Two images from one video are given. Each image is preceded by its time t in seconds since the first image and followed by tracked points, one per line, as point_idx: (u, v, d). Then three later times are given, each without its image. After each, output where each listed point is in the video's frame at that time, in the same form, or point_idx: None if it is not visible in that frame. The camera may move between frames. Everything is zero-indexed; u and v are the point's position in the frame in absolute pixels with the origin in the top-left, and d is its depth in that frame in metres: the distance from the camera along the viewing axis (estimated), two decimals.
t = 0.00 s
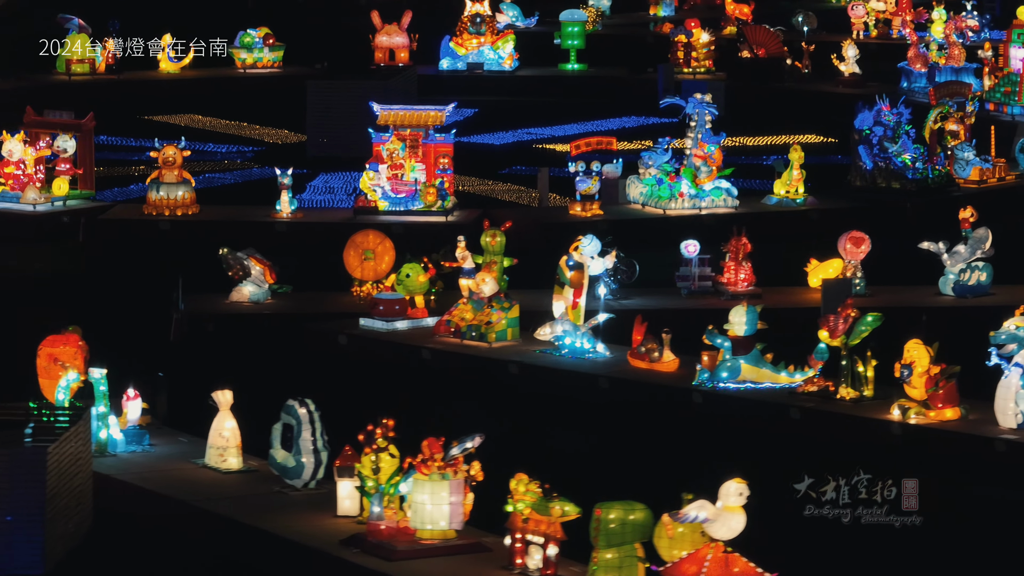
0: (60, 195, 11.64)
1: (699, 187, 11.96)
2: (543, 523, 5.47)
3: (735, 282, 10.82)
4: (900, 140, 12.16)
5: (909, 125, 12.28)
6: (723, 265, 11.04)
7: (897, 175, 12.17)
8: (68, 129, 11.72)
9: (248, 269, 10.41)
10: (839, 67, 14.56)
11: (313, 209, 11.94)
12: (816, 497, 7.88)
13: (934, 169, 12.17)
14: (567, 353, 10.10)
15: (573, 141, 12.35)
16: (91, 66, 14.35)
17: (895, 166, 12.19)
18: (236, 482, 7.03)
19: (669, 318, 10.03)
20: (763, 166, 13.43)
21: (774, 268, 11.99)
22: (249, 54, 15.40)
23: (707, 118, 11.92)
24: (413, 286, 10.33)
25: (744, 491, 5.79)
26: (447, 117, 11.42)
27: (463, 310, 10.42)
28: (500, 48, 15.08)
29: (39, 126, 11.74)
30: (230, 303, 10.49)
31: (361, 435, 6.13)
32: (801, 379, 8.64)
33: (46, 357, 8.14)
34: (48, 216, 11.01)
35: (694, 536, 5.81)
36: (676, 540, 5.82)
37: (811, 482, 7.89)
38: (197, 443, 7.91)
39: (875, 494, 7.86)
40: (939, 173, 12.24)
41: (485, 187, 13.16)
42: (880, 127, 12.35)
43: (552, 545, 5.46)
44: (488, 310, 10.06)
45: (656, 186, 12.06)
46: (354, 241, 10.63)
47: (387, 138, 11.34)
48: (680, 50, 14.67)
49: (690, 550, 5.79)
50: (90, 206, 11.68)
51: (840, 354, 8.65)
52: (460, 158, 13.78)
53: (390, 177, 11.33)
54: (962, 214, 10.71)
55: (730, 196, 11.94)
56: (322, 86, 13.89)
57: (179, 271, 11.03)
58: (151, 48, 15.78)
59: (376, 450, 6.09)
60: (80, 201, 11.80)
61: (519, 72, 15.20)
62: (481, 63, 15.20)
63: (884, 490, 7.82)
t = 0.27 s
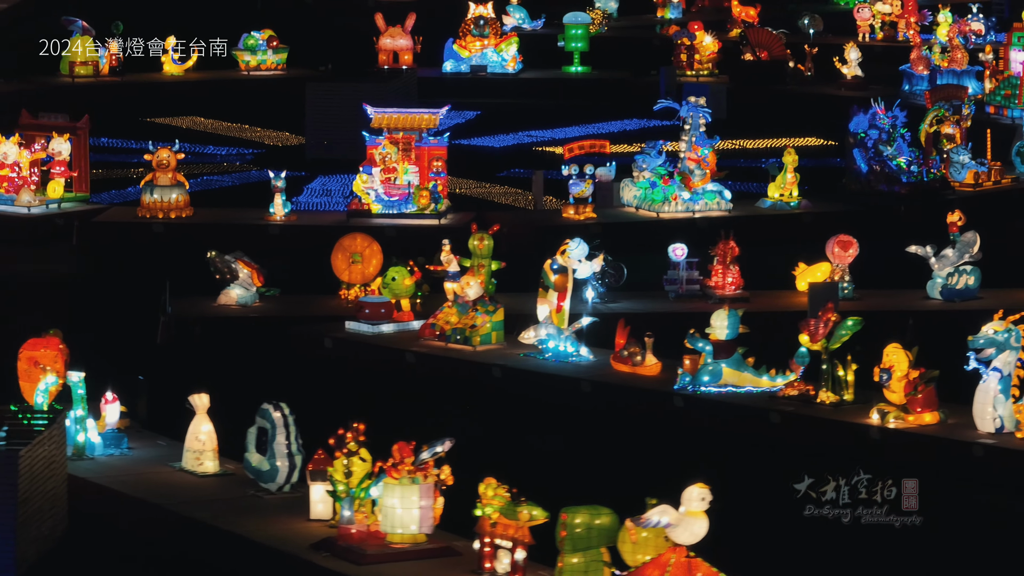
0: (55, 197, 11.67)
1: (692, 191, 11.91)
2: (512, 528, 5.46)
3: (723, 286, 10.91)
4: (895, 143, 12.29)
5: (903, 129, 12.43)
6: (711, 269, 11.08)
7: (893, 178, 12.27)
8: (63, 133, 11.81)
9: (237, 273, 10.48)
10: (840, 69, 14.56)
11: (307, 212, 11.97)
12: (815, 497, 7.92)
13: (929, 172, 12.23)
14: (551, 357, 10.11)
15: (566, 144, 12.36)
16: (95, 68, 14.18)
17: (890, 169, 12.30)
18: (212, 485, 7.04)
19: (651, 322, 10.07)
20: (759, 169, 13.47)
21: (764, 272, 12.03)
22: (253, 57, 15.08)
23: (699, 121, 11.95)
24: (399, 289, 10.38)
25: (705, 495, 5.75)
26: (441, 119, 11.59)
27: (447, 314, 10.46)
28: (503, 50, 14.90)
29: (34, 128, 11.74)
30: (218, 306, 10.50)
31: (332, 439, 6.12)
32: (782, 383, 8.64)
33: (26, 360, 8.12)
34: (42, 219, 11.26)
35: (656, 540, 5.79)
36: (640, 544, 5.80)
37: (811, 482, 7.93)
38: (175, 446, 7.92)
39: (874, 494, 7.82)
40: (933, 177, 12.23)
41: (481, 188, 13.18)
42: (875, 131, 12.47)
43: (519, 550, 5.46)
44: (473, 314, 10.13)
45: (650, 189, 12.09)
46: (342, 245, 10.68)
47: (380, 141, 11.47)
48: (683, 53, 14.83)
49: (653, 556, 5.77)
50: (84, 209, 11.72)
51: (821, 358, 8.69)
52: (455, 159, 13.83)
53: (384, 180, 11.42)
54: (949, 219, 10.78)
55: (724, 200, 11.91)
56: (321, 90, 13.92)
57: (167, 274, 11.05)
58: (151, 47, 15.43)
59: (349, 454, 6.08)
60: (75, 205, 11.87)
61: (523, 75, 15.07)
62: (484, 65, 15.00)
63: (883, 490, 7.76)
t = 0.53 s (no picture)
0: (50, 200, 11.66)
1: (686, 194, 12.02)
2: (480, 532, 5.46)
3: (711, 290, 10.96)
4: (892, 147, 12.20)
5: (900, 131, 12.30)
6: (699, 272, 11.12)
7: (888, 181, 12.17)
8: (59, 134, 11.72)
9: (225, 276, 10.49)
10: (844, 71, 14.92)
11: (300, 216, 12.09)
12: (815, 497, 7.92)
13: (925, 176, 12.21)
14: (535, 360, 10.12)
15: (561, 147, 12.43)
16: (98, 70, 14.34)
17: (887, 173, 12.19)
18: (189, 488, 7.05)
19: (634, 325, 10.07)
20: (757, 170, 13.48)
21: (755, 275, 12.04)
22: (256, 59, 15.43)
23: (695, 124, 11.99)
24: (386, 292, 10.50)
25: (669, 501, 5.85)
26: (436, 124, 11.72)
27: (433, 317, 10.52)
28: (508, 53, 15.10)
29: (31, 130, 11.69)
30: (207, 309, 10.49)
31: (304, 442, 6.15)
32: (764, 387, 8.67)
33: (7, 362, 8.12)
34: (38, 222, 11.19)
35: (622, 546, 5.86)
36: (604, 549, 5.86)
37: (811, 482, 7.93)
38: (155, 449, 7.93)
39: (875, 494, 7.82)
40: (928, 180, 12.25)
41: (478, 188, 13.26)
42: (870, 134, 12.34)
43: (488, 554, 5.47)
44: (459, 317, 10.25)
45: (644, 192, 12.13)
46: (331, 248, 10.73)
47: (375, 144, 11.56)
48: (688, 55, 14.79)
49: (618, 560, 5.84)
50: (80, 212, 11.68)
51: (802, 362, 8.71)
52: (450, 162, 13.85)
53: (378, 184, 11.48)
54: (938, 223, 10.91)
55: (718, 203, 11.99)
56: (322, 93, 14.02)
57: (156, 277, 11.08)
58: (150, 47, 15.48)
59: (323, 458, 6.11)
60: (71, 207, 11.83)
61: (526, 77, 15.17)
62: (489, 68, 15.18)
63: (883, 491, 7.76)
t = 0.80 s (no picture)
0: (47, 202, 11.77)
1: (682, 197, 12.12)
2: (453, 536, 5.46)
3: (701, 292, 10.96)
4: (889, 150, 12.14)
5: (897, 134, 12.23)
6: (690, 276, 11.15)
7: (886, 184, 12.16)
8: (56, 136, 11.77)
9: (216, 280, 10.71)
10: (847, 73, 14.54)
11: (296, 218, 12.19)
12: (815, 497, 8.16)
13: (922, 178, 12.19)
14: (522, 363, 10.13)
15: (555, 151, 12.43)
16: (104, 72, 13.80)
17: (884, 176, 12.17)
18: (169, 491, 7.07)
19: (617, 328, 10.08)
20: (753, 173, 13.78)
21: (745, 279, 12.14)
22: (262, 60, 14.50)
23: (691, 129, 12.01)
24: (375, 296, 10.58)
25: (637, 506, 5.93)
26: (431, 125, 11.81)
27: (421, 320, 10.56)
28: (512, 54, 14.24)
29: (27, 132, 11.74)
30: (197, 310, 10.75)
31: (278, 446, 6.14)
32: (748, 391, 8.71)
33: None
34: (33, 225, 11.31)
35: (591, 551, 5.92)
36: (573, 554, 5.92)
37: (811, 482, 8.18)
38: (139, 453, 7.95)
39: (875, 494, 8.02)
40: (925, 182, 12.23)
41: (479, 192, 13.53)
42: (867, 136, 12.27)
43: (461, 558, 5.48)
44: (445, 320, 10.35)
45: (640, 195, 12.20)
46: (321, 251, 10.81)
47: (370, 147, 11.66)
48: (690, 57, 14.13)
49: (586, 564, 5.91)
50: (77, 213, 11.85)
51: (785, 366, 8.72)
52: (451, 164, 13.97)
53: (373, 186, 11.64)
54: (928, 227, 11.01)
55: (714, 206, 12.13)
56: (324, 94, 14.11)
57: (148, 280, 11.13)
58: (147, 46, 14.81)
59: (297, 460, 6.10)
60: (68, 209, 11.98)
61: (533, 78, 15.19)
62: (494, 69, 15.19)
63: (883, 491, 7.96)
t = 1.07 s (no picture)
0: (42, 205, 12.03)
1: (676, 201, 12.18)
2: (421, 540, 5.49)
3: (689, 296, 10.95)
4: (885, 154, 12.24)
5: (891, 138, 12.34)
6: (677, 279, 11.18)
7: (880, 189, 12.25)
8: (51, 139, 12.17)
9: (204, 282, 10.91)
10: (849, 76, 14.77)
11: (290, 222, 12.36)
12: (816, 497, 8.12)
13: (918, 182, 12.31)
14: (505, 367, 10.14)
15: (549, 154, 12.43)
16: (108, 75, 14.79)
17: (880, 181, 12.26)
18: (146, 494, 7.08)
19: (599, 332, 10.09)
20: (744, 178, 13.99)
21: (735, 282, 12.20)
22: (267, 63, 15.60)
23: (685, 132, 12.11)
24: (360, 298, 10.68)
25: (599, 511, 6.00)
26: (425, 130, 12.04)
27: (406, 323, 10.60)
28: (516, 58, 15.40)
29: (23, 135, 12.16)
30: (185, 314, 10.96)
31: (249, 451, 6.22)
32: (729, 395, 8.76)
33: None
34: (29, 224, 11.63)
35: (554, 555, 5.99)
36: (536, 558, 5.99)
37: (811, 482, 8.11)
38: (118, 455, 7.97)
39: (875, 494, 7.96)
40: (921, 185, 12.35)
41: (477, 197, 13.83)
42: (863, 140, 12.35)
43: (428, 563, 5.49)
44: (431, 323, 10.38)
45: (634, 199, 12.25)
46: (309, 255, 10.95)
47: (364, 150, 11.95)
48: (694, 61, 14.98)
49: (550, 569, 5.97)
50: (72, 216, 12.14)
51: (766, 370, 8.74)
52: (453, 165, 14.96)
53: (366, 190, 11.91)
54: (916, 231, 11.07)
55: (707, 209, 12.20)
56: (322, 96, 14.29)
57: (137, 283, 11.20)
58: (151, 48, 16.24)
59: (270, 467, 6.17)
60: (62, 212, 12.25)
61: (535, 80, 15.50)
62: (498, 72, 15.53)
63: (883, 491, 7.90)
